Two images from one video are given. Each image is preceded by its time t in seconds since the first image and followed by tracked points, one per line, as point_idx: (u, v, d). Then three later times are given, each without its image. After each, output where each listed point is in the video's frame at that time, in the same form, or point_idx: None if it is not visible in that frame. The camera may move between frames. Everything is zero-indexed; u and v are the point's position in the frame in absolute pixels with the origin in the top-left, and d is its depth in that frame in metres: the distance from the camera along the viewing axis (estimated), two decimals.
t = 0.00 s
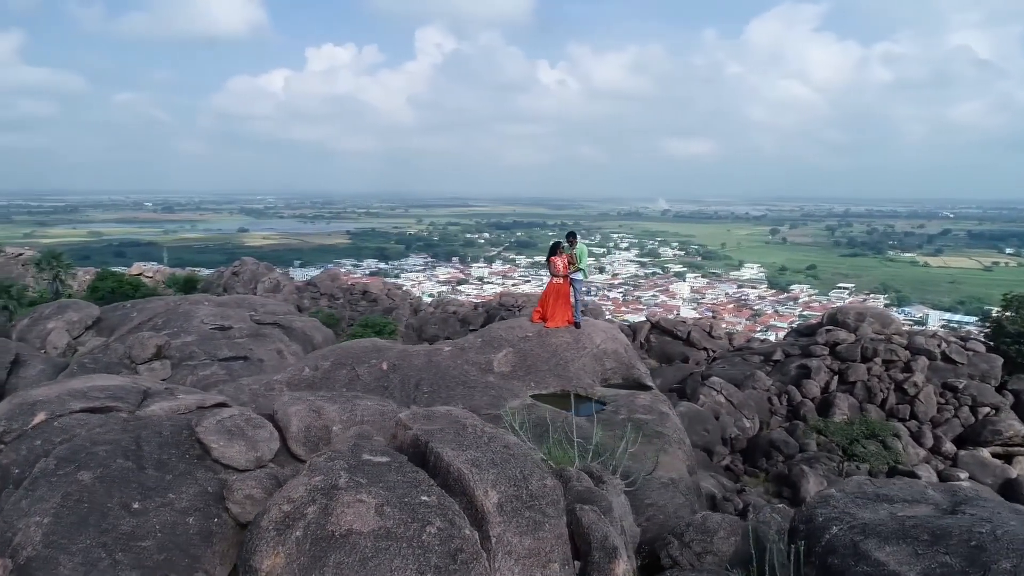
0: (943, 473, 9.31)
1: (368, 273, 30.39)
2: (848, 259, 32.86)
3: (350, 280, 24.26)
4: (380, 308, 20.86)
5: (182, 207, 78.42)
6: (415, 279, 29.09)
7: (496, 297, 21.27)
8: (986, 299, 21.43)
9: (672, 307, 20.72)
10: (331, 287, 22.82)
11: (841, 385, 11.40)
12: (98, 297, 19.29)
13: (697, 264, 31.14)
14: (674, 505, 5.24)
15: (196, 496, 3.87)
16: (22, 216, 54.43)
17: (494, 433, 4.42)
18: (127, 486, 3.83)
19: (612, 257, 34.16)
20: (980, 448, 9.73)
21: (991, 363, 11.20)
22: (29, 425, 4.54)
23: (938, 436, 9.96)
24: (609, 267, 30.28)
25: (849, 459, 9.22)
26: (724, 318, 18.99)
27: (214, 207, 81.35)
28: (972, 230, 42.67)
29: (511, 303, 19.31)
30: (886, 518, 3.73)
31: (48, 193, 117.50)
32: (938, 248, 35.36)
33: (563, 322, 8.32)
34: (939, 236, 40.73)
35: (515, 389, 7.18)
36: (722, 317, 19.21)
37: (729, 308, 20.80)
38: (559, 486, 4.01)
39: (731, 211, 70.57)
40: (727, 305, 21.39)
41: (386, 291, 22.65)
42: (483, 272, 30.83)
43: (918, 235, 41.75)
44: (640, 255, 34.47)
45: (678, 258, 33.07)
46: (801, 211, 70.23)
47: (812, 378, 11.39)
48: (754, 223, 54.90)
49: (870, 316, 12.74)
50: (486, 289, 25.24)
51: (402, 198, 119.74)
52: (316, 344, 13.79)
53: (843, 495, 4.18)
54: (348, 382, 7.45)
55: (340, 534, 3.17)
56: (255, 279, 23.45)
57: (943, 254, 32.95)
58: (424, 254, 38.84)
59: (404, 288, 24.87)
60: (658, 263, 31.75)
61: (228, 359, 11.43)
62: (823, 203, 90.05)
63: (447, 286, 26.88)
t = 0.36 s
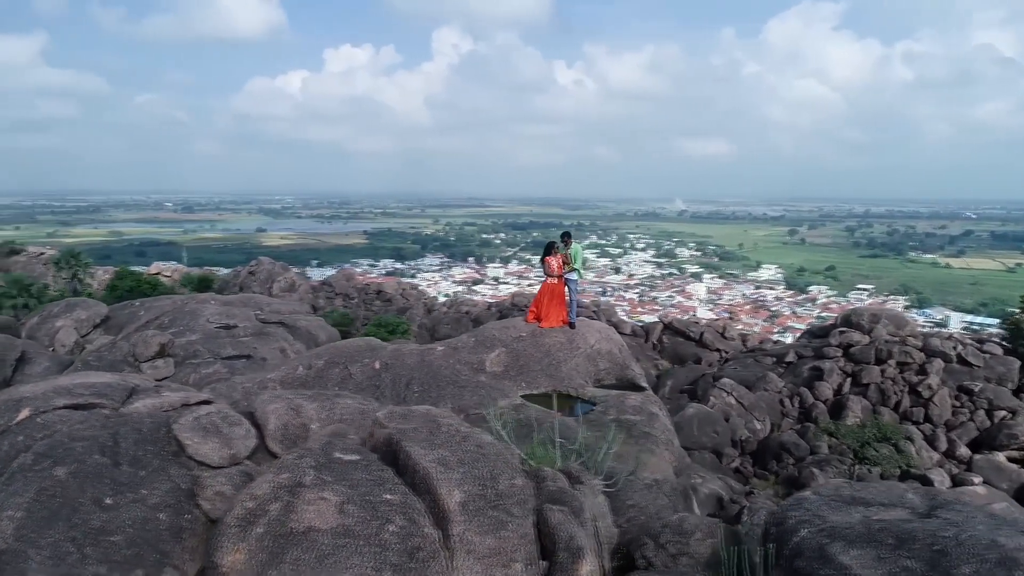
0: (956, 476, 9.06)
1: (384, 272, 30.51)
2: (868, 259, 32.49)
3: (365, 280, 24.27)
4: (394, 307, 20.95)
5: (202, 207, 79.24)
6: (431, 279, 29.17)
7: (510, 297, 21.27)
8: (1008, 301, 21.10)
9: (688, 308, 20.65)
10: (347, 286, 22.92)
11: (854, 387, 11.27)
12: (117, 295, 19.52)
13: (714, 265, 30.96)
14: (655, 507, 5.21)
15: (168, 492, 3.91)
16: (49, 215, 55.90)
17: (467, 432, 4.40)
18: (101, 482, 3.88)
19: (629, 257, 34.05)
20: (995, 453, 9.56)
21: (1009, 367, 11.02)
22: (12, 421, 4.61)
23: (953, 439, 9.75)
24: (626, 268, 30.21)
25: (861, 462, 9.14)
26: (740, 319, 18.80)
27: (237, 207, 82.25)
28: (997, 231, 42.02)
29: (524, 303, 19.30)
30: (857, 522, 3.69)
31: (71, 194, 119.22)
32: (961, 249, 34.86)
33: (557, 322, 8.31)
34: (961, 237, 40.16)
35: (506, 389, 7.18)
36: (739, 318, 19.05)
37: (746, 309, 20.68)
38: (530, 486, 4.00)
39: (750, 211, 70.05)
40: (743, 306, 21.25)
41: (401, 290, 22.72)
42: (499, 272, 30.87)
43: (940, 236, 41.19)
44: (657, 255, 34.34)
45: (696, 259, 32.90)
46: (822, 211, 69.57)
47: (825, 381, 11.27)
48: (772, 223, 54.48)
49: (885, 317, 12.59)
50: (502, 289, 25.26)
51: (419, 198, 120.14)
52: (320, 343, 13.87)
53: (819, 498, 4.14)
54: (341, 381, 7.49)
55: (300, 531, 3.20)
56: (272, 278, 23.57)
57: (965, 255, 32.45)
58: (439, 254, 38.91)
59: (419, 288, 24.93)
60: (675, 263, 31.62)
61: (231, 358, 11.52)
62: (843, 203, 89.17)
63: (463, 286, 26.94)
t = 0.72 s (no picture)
0: (971, 481, 8.95)
1: (402, 272, 30.65)
2: (889, 260, 32.12)
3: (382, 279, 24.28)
4: (411, 307, 21.08)
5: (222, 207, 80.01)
6: (449, 279, 29.26)
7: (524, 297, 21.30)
8: None
9: (705, 309, 20.60)
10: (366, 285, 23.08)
11: (869, 389, 11.12)
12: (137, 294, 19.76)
13: (733, 266, 30.76)
14: (637, 507, 5.19)
15: (143, 488, 3.98)
16: (73, 215, 56.82)
17: (441, 431, 4.41)
18: (78, 476, 3.94)
19: (646, 258, 33.96)
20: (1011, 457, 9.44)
21: None
22: None
23: (968, 444, 9.64)
24: (645, 269, 30.16)
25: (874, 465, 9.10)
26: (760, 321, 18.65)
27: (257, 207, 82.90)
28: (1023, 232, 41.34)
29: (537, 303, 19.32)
30: (825, 524, 3.65)
31: (95, 194, 120.95)
32: (984, 250, 34.35)
33: (552, 322, 8.31)
34: (986, 238, 39.56)
35: (497, 389, 7.20)
36: (758, 320, 18.89)
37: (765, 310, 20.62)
38: (500, 485, 4.01)
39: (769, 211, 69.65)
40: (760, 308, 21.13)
41: (417, 290, 22.81)
42: (515, 272, 30.93)
43: (964, 237, 40.62)
44: (674, 256, 34.23)
45: (714, 260, 32.74)
46: (844, 211, 68.81)
47: (838, 383, 11.13)
48: (791, 223, 54.12)
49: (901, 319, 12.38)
50: (518, 289, 25.30)
51: (437, 198, 120.51)
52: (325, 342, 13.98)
53: (792, 502, 4.11)
54: (335, 378, 7.53)
55: (262, 527, 3.24)
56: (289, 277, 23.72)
57: (988, 257, 31.99)
58: (455, 254, 39.00)
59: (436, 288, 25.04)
60: (693, 264, 31.50)
61: (235, 356, 11.64)
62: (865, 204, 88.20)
63: (480, 286, 27.02)
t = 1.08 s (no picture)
0: (988, 486, 8.87)
1: (420, 272, 30.71)
2: (912, 262, 31.66)
3: (399, 279, 24.28)
4: (426, 306, 21.18)
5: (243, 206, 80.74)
6: (467, 279, 29.28)
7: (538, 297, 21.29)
8: None
9: (725, 309, 20.56)
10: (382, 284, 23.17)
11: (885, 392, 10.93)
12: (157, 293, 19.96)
13: (752, 267, 30.51)
14: (619, 507, 5.17)
15: (122, 482, 4.05)
16: (98, 214, 57.73)
17: (418, 428, 4.43)
18: (59, 471, 4.03)
19: (665, 259, 33.79)
20: None
21: None
22: None
23: (985, 448, 9.52)
24: (664, 269, 30.02)
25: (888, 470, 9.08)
26: (779, 322, 18.50)
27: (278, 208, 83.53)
28: None
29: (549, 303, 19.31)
30: (794, 526, 3.63)
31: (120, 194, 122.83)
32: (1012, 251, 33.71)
33: (548, 323, 8.32)
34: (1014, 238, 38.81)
35: (488, 388, 7.23)
36: (779, 322, 18.71)
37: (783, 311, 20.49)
38: (473, 483, 4.01)
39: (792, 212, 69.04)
40: (779, 309, 20.97)
41: (433, 289, 22.85)
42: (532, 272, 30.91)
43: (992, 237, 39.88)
44: (693, 257, 34.04)
45: (733, 261, 32.49)
46: (867, 212, 68.01)
47: (854, 385, 10.93)
48: (813, 224, 53.55)
49: (919, 321, 12.07)
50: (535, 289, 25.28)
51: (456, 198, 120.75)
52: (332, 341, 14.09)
53: (766, 504, 4.08)
54: (330, 376, 7.60)
55: (227, 521, 3.30)
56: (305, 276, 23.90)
57: (1015, 258, 31.41)
58: (472, 253, 39.08)
59: (451, 288, 25.10)
60: (713, 265, 31.29)
61: (241, 354, 11.79)
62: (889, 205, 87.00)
63: (497, 286, 27.04)
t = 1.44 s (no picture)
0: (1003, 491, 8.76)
1: (436, 272, 30.84)
2: (934, 263, 31.25)
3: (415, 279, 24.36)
4: (442, 305, 21.30)
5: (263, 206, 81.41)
6: (483, 279, 29.31)
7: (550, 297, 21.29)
8: None
9: (744, 309, 20.66)
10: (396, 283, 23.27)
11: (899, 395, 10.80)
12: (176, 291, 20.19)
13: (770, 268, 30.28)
14: (601, 507, 5.18)
15: (102, 476, 4.14)
16: (121, 214, 58.53)
17: (396, 426, 4.45)
18: (41, 465, 4.12)
19: (682, 259, 33.65)
20: None
21: None
22: None
23: (1001, 452, 9.42)
24: (682, 270, 29.95)
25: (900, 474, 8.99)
26: (798, 324, 18.37)
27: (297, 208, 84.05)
28: None
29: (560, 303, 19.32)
30: (760, 527, 3.63)
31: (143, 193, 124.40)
32: None
33: (544, 323, 8.34)
34: None
35: (479, 388, 7.26)
36: (797, 323, 18.55)
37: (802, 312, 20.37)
38: (447, 480, 4.03)
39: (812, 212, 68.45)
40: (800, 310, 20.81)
41: (447, 289, 22.91)
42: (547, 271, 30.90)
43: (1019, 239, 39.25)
44: (711, 258, 33.87)
45: (751, 262, 32.26)
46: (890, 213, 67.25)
47: (867, 388, 10.81)
48: (835, 224, 53.00)
49: (935, 323, 11.92)
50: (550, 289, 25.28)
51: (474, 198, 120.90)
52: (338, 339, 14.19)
53: (739, 505, 4.08)
54: (324, 375, 7.66)
55: (195, 516, 3.37)
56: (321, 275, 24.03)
57: None
58: (489, 253, 39.14)
59: (466, 288, 25.17)
60: (733, 266, 31.15)
61: (245, 353, 11.91)
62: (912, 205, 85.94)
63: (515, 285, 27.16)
